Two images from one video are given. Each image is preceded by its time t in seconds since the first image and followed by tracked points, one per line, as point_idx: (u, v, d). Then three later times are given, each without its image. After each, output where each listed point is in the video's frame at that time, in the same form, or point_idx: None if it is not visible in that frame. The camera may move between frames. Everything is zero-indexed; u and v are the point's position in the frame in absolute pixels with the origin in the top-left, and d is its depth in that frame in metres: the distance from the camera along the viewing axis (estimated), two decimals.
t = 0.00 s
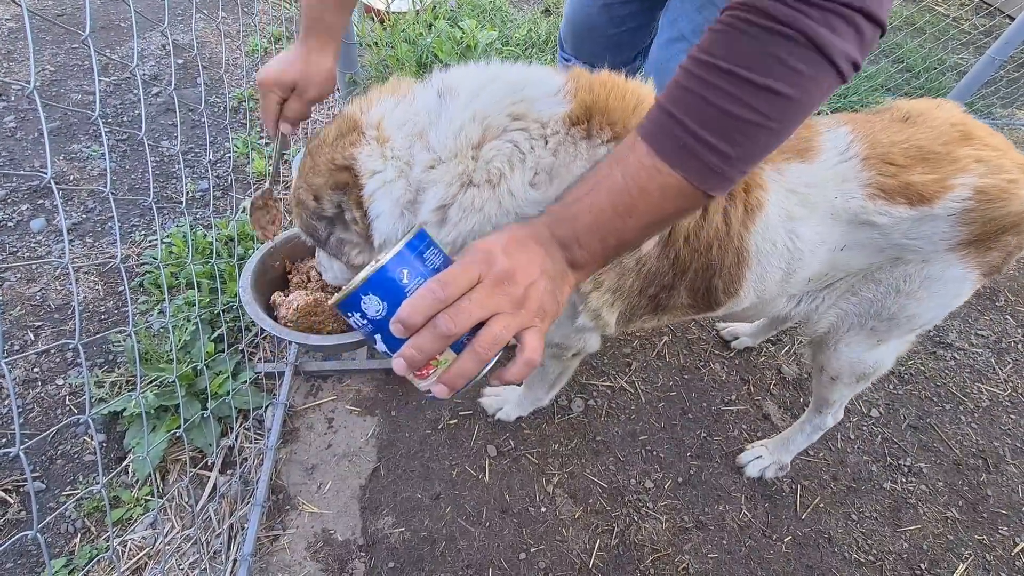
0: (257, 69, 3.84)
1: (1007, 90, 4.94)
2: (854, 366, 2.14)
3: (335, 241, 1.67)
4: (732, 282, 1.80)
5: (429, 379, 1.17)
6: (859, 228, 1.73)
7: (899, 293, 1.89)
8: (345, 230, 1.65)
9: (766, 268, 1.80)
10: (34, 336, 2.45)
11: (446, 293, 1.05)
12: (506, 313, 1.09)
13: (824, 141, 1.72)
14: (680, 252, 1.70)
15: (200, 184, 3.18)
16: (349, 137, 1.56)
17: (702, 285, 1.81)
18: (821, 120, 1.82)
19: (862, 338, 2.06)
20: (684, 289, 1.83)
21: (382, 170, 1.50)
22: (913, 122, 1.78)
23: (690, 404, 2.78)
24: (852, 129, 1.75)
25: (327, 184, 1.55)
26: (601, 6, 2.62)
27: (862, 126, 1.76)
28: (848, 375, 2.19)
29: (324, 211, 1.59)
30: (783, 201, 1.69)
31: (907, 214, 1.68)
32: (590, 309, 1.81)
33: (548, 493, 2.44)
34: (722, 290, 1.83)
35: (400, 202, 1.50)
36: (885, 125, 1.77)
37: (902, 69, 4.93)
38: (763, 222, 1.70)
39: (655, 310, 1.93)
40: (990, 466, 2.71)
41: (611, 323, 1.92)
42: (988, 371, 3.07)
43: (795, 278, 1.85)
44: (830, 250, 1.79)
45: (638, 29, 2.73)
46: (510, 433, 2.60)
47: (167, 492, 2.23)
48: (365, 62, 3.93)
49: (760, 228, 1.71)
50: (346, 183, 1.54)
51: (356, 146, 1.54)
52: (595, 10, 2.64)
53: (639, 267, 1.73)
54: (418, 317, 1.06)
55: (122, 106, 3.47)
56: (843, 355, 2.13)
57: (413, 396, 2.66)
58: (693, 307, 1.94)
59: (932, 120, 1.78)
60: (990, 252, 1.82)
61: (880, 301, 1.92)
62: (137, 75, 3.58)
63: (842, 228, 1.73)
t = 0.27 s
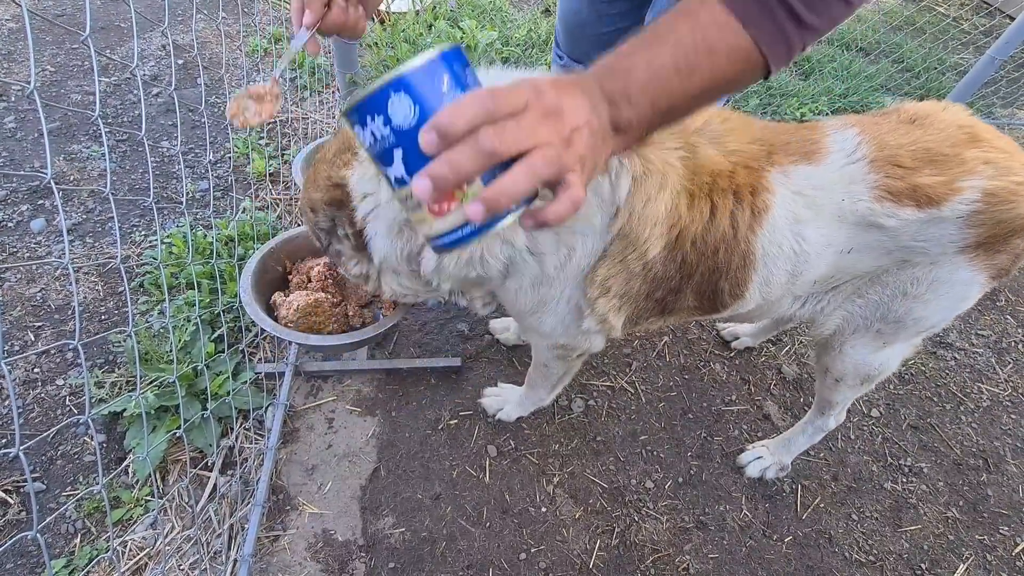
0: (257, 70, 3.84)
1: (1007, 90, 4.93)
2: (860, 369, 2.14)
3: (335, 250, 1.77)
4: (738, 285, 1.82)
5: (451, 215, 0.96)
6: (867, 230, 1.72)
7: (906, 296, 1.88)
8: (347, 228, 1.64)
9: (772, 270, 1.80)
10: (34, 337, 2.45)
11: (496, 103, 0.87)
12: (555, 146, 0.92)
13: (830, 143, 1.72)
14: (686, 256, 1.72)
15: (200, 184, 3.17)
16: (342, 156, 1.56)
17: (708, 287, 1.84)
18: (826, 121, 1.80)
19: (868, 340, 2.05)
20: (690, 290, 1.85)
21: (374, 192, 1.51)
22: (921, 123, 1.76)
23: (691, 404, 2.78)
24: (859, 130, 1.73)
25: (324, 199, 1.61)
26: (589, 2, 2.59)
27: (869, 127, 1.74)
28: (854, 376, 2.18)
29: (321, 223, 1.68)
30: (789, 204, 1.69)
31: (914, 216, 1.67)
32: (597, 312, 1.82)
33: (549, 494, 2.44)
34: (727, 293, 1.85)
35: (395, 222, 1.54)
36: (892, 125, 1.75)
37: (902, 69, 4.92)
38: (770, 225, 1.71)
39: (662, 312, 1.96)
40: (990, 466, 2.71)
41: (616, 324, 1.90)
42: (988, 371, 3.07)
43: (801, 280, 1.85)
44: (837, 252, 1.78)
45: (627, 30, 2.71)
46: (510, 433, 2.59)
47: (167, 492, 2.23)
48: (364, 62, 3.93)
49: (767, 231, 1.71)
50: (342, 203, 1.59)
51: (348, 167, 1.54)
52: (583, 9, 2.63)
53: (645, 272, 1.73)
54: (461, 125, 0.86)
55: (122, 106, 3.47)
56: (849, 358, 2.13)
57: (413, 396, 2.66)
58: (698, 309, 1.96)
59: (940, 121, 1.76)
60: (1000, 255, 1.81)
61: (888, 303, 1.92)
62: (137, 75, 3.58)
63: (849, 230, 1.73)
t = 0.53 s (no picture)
0: (257, 70, 3.84)
1: (1007, 90, 4.93)
2: (860, 372, 2.15)
3: (319, 231, 1.76)
4: (733, 290, 1.82)
5: (450, 63, 1.10)
6: (864, 235, 1.72)
7: (906, 301, 1.88)
8: (335, 208, 1.65)
9: (770, 276, 1.79)
10: (33, 338, 2.45)
11: None
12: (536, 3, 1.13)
13: (824, 150, 1.72)
14: (682, 262, 1.71)
15: (200, 185, 3.17)
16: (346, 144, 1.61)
17: (704, 293, 1.83)
18: (821, 127, 1.80)
19: (868, 344, 2.05)
20: (687, 296, 1.85)
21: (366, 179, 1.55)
22: (914, 128, 1.75)
23: (691, 405, 2.78)
24: (853, 136, 1.74)
25: (319, 180, 1.65)
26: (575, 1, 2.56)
27: (862, 132, 1.74)
28: (854, 379, 2.19)
29: (312, 201, 1.70)
30: (784, 211, 1.69)
31: (909, 221, 1.68)
32: (594, 316, 1.80)
33: (549, 495, 2.44)
34: (725, 298, 1.85)
35: (381, 213, 1.56)
36: (886, 130, 1.75)
37: (902, 69, 4.92)
38: (767, 231, 1.70)
39: (660, 317, 1.95)
40: (990, 466, 2.71)
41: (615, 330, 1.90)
42: (988, 371, 3.07)
43: (799, 285, 1.84)
44: (835, 257, 1.77)
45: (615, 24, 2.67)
46: (509, 434, 2.59)
47: (166, 493, 2.23)
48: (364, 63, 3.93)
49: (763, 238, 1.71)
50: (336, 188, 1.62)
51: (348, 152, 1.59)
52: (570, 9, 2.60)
53: (642, 278, 1.72)
54: None
55: (122, 107, 3.46)
56: (849, 361, 2.13)
57: (412, 397, 2.66)
58: (697, 314, 1.96)
59: (934, 125, 1.75)
60: (998, 257, 1.80)
61: (888, 308, 1.92)
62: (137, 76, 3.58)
63: (846, 235, 1.72)
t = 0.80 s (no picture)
0: (257, 69, 3.83)
1: (1008, 90, 4.93)
2: (861, 375, 2.15)
3: (313, 224, 1.75)
4: (731, 297, 1.82)
5: None
6: (864, 241, 1.71)
7: (908, 303, 1.88)
8: (328, 198, 1.63)
9: (768, 284, 1.79)
10: (33, 337, 2.45)
11: None
12: None
13: (826, 155, 1.72)
14: (679, 268, 1.71)
15: (200, 184, 3.17)
16: (346, 133, 1.60)
17: (701, 299, 1.83)
18: (823, 132, 1.80)
19: (870, 346, 2.05)
20: (684, 303, 1.84)
21: (366, 172, 1.54)
22: (917, 130, 1.75)
23: (691, 405, 2.78)
24: (854, 141, 1.73)
25: (315, 165, 1.63)
26: None
27: (863, 137, 1.74)
28: (856, 381, 2.19)
29: (305, 188, 1.68)
30: (784, 219, 1.68)
31: (912, 226, 1.67)
32: (590, 321, 1.80)
33: (549, 494, 2.43)
34: (721, 305, 1.85)
35: (379, 208, 1.55)
36: (888, 134, 1.75)
37: (902, 69, 4.92)
38: (765, 240, 1.69)
39: (655, 323, 1.95)
40: (991, 467, 2.70)
41: (611, 335, 1.90)
42: (988, 371, 3.06)
43: (799, 291, 1.84)
44: (833, 264, 1.77)
45: (609, 20, 2.65)
46: (510, 433, 2.59)
47: (166, 493, 2.22)
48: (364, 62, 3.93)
49: (761, 245, 1.70)
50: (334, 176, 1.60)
51: (348, 142, 1.58)
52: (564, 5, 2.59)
53: (639, 282, 1.72)
54: None
55: (122, 106, 3.46)
56: (851, 364, 2.13)
57: (412, 397, 2.66)
58: (693, 320, 1.96)
59: (937, 127, 1.75)
60: (1001, 259, 1.81)
61: (890, 310, 1.91)
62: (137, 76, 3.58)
63: (845, 242, 1.72)
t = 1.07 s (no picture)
0: (256, 69, 3.84)
1: (1007, 90, 4.92)
2: (863, 376, 2.15)
3: (321, 229, 1.75)
4: (737, 301, 1.82)
5: None
6: (871, 246, 1.71)
7: (914, 306, 1.88)
8: (333, 204, 1.63)
9: (774, 288, 1.79)
10: (33, 338, 2.45)
11: None
12: None
13: (832, 161, 1.72)
14: (687, 273, 1.71)
15: (200, 185, 3.17)
16: (349, 139, 1.60)
17: (708, 304, 1.83)
18: (828, 137, 1.81)
19: (875, 347, 2.05)
20: (690, 307, 1.85)
21: (371, 177, 1.53)
22: (922, 134, 1.75)
23: (691, 405, 2.78)
24: (859, 147, 1.74)
25: (319, 171, 1.63)
26: None
27: (868, 142, 1.74)
28: (860, 383, 2.19)
29: (311, 195, 1.68)
30: (791, 224, 1.68)
31: (918, 230, 1.67)
32: (596, 323, 1.80)
33: (549, 494, 2.43)
34: (728, 309, 1.86)
35: (385, 212, 1.55)
36: (893, 138, 1.75)
37: (902, 69, 4.92)
38: (771, 246, 1.70)
39: (662, 326, 1.96)
40: (991, 467, 2.70)
41: (615, 337, 1.90)
42: (988, 371, 3.06)
43: (804, 295, 1.84)
44: (840, 268, 1.77)
45: (612, 19, 2.65)
46: (510, 433, 2.59)
47: (166, 493, 2.23)
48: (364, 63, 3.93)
49: (767, 251, 1.70)
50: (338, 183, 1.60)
51: (352, 147, 1.58)
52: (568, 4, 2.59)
53: (645, 286, 1.72)
54: None
55: (122, 107, 3.46)
56: (856, 366, 2.13)
57: (412, 397, 2.66)
58: (699, 324, 1.96)
59: (941, 130, 1.75)
60: (1007, 261, 1.82)
61: (896, 312, 1.91)
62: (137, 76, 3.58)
63: (853, 247, 1.71)
